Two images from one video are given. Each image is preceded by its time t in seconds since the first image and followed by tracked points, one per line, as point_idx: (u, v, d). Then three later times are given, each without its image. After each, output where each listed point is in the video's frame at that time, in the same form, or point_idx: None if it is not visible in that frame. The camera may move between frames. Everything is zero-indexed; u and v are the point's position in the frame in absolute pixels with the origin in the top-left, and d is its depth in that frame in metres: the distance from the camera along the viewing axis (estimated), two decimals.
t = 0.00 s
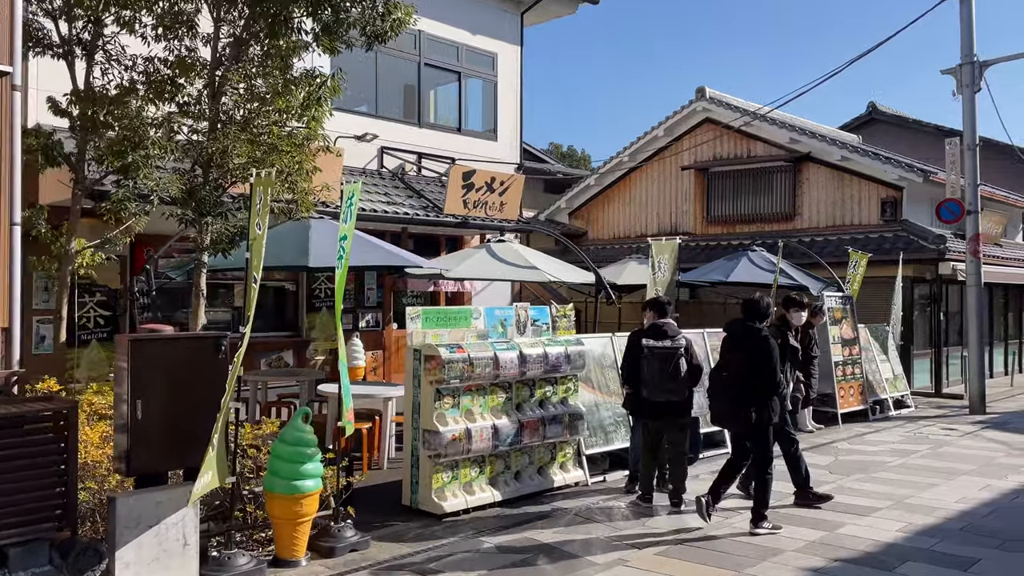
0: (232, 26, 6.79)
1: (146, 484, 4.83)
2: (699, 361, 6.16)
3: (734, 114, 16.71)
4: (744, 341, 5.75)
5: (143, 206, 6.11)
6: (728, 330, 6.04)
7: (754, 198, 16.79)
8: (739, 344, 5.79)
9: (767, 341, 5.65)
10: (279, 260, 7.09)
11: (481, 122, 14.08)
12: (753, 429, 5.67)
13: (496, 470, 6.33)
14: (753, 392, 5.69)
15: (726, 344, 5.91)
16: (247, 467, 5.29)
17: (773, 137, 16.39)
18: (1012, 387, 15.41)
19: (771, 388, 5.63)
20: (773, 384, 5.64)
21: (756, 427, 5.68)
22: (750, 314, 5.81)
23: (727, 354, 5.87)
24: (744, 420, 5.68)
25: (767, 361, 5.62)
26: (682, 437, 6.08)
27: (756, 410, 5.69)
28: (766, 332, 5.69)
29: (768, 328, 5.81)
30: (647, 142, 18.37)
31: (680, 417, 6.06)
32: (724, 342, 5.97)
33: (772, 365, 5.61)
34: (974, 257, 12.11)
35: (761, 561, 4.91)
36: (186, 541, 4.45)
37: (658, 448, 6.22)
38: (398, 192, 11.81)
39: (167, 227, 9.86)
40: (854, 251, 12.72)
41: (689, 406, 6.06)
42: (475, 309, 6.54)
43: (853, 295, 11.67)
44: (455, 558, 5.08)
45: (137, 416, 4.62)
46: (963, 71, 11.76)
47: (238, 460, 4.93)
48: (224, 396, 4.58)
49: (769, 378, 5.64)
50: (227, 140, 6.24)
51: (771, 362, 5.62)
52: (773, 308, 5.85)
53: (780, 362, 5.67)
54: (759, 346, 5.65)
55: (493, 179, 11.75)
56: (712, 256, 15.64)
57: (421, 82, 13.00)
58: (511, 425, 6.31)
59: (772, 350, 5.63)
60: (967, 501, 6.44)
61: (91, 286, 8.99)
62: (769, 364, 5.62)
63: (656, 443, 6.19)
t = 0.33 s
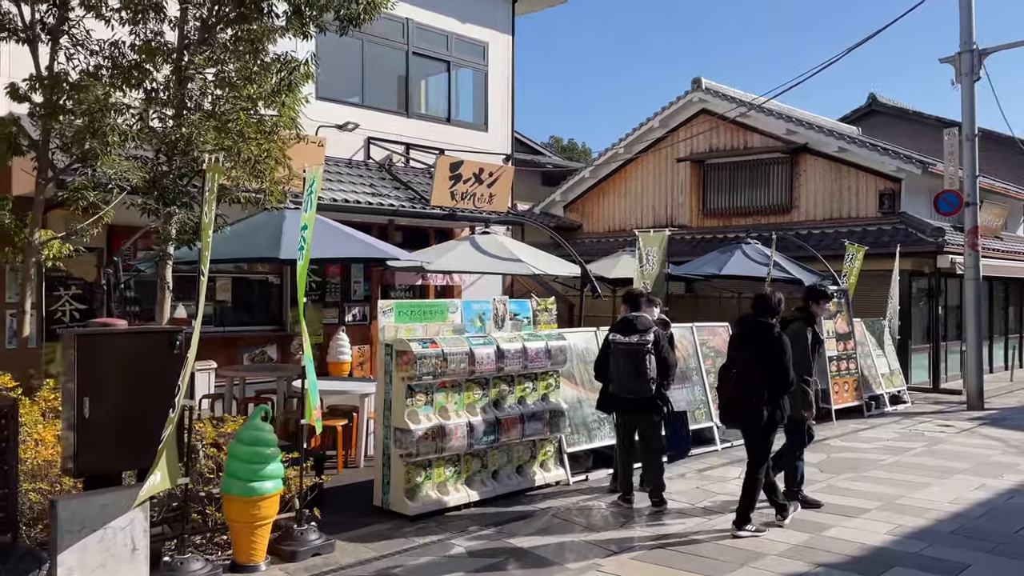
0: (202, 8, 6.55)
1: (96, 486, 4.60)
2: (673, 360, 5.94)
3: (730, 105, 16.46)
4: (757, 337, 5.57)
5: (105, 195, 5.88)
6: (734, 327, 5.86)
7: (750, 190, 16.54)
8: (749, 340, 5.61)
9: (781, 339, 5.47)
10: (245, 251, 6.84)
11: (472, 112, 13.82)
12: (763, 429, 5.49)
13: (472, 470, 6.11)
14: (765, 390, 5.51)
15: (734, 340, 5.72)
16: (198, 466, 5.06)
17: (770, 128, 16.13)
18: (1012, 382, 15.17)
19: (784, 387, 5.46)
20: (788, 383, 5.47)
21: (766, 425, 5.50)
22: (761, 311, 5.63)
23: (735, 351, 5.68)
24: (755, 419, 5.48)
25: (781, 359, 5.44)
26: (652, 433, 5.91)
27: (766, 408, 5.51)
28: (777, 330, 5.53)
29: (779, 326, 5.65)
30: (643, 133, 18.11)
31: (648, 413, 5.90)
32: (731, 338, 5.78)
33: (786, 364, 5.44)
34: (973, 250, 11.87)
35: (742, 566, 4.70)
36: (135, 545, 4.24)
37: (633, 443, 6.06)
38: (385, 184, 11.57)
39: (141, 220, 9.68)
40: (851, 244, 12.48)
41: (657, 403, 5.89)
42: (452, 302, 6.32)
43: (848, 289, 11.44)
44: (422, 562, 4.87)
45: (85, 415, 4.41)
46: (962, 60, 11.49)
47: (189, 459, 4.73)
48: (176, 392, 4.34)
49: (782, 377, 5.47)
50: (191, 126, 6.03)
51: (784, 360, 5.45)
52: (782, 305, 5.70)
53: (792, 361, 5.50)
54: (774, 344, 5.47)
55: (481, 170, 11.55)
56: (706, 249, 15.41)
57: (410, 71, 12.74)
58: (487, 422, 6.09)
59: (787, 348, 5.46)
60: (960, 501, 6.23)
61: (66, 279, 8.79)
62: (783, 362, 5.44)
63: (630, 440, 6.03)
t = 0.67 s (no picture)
0: None
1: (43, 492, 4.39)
2: (645, 356, 5.76)
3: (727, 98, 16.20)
4: (766, 334, 5.42)
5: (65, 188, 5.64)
6: (742, 324, 5.74)
7: (748, 185, 16.26)
8: (757, 338, 5.47)
9: (792, 334, 5.34)
10: (211, 245, 6.56)
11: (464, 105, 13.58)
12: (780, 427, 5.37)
13: (448, 474, 5.89)
14: (780, 389, 5.35)
15: (745, 336, 5.59)
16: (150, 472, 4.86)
17: (769, 122, 15.86)
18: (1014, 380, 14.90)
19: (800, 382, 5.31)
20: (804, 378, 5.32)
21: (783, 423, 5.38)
22: (769, 306, 5.52)
23: (746, 349, 5.53)
24: (772, 418, 5.36)
25: (794, 355, 5.30)
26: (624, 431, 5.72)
27: (783, 405, 5.39)
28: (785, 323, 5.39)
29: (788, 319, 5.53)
30: (640, 127, 17.86)
31: (623, 414, 5.69)
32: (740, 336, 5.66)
33: (798, 359, 5.29)
34: (974, 245, 11.60)
35: None
36: (79, 557, 4.03)
37: (612, 446, 5.82)
38: (374, 178, 11.36)
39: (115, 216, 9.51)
40: (850, 239, 12.21)
41: (632, 401, 5.68)
42: (428, 299, 6.07)
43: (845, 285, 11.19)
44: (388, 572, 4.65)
45: (28, 418, 4.18)
46: (963, 51, 11.22)
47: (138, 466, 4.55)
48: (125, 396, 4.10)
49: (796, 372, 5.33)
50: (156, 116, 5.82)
51: (796, 355, 5.31)
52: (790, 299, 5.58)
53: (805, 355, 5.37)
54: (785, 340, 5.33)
55: (470, 163, 11.31)
56: (702, 245, 15.17)
57: (399, 64, 12.49)
58: (464, 424, 5.86)
59: (798, 343, 5.32)
60: (955, 507, 5.99)
61: (42, 275, 8.59)
62: (794, 357, 5.30)
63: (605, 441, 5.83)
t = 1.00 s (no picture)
0: None
1: None
2: (624, 352, 5.56)
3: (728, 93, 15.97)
4: (782, 332, 5.20)
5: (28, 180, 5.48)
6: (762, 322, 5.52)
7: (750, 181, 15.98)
8: (773, 336, 5.25)
9: (808, 334, 5.10)
10: (181, 241, 6.34)
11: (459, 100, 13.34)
12: (789, 428, 5.17)
13: (426, 478, 5.68)
14: (790, 389, 5.15)
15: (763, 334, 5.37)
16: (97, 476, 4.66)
17: (770, 117, 15.61)
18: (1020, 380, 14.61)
19: (811, 384, 5.09)
20: (817, 380, 5.11)
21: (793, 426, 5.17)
22: (789, 304, 5.30)
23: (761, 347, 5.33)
24: (779, 418, 5.16)
25: (808, 356, 5.07)
26: (605, 431, 5.55)
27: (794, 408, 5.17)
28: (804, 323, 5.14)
29: (809, 318, 5.29)
30: (639, 123, 17.65)
31: (603, 414, 5.53)
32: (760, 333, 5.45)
33: (813, 360, 5.07)
34: (978, 242, 11.34)
35: None
36: (25, 567, 3.86)
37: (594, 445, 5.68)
38: (365, 173, 11.16)
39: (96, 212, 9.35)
40: (852, 236, 11.93)
41: (611, 400, 5.51)
42: (407, 296, 5.84)
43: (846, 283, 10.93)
44: None
45: None
46: (967, 43, 10.95)
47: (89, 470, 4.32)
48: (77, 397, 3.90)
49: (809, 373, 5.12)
50: (125, 108, 5.67)
51: (810, 355, 5.08)
52: (814, 298, 5.34)
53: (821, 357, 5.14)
54: (799, 340, 5.10)
55: (463, 158, 11.09)
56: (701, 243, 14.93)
57: (392, 59, 12.28)
58: (442, 426, 5.65)
59: (815, 343, 5.08)
60: (954, 513, 5.76)
61: (21, 273, 8.40)
62: (811, 358, 5.07)
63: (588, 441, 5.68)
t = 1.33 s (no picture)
0: None
1: None
2: (610, 354, 5.41)
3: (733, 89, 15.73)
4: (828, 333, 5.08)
5: None
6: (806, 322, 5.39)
7: (757, 179, 15.70)
8: (818, 338, 5.12)
9: (852, 335, 4.98)
10: (161, 240, 6.16)
11: (458, 97, 13.15)
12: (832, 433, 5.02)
13: (408, 484, 5.49)
14: (835, 392, 5.03)
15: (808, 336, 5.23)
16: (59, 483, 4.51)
17: (776, 114, 15.36)
18: None
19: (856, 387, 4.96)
20: (862, 383, 4.98)
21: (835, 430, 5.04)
22: (835, 304, 5.16)
23: (805, 349, 5.21)
24: (820, 422, 5.05)
25: (853, 357, 4.95)
26: (591, 435, 5.39)
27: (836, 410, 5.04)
28: (848, 325, 5.01)
29: (853, 320, 5.16)
30: (644, 120, 17.42)
31: (589, 418, 5.36)
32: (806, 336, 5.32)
33: (858, 362, 4.95)
34: (988, 241, 11.06)
35: None
36: None
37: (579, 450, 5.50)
38: (361, 170, 11.01)
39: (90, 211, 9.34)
40: (858, 235, 11.67)
41: (597, 403, 5.35)
42: (391, 297, 5.65)
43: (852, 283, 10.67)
44: None
45: None
46: (977, 37, 10.67)
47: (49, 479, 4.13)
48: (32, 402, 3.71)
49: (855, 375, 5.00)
50: (101, 102, 5.53)
51: (855, 356, 4.98)
52: (860, 299, 5.22)
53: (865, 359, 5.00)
54: (843, 341, 4.98)
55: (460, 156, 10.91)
56: (705, 242, 14.70)
57: (390, 55, 12.11)
58: (425, 431, 5.47)
59: (860, 344, 4.97)
60: (959, 523, 5.53)
61: (9, 271, 8.39)
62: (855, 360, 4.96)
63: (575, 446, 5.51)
